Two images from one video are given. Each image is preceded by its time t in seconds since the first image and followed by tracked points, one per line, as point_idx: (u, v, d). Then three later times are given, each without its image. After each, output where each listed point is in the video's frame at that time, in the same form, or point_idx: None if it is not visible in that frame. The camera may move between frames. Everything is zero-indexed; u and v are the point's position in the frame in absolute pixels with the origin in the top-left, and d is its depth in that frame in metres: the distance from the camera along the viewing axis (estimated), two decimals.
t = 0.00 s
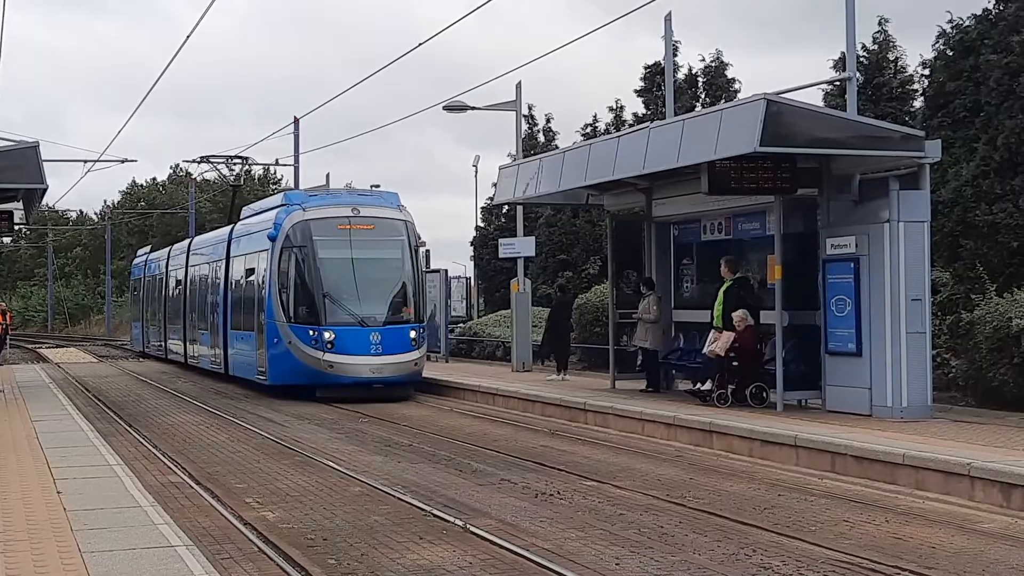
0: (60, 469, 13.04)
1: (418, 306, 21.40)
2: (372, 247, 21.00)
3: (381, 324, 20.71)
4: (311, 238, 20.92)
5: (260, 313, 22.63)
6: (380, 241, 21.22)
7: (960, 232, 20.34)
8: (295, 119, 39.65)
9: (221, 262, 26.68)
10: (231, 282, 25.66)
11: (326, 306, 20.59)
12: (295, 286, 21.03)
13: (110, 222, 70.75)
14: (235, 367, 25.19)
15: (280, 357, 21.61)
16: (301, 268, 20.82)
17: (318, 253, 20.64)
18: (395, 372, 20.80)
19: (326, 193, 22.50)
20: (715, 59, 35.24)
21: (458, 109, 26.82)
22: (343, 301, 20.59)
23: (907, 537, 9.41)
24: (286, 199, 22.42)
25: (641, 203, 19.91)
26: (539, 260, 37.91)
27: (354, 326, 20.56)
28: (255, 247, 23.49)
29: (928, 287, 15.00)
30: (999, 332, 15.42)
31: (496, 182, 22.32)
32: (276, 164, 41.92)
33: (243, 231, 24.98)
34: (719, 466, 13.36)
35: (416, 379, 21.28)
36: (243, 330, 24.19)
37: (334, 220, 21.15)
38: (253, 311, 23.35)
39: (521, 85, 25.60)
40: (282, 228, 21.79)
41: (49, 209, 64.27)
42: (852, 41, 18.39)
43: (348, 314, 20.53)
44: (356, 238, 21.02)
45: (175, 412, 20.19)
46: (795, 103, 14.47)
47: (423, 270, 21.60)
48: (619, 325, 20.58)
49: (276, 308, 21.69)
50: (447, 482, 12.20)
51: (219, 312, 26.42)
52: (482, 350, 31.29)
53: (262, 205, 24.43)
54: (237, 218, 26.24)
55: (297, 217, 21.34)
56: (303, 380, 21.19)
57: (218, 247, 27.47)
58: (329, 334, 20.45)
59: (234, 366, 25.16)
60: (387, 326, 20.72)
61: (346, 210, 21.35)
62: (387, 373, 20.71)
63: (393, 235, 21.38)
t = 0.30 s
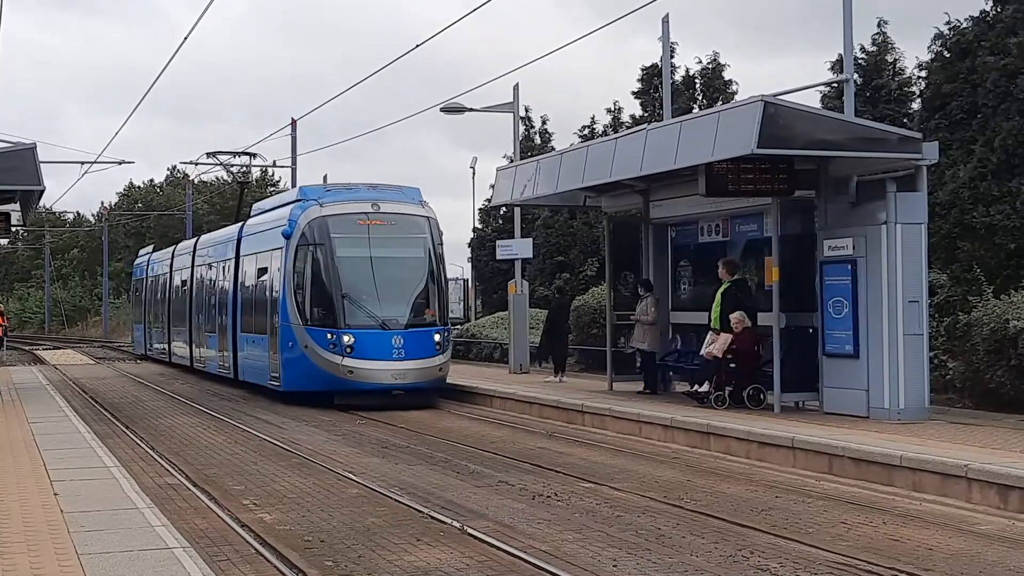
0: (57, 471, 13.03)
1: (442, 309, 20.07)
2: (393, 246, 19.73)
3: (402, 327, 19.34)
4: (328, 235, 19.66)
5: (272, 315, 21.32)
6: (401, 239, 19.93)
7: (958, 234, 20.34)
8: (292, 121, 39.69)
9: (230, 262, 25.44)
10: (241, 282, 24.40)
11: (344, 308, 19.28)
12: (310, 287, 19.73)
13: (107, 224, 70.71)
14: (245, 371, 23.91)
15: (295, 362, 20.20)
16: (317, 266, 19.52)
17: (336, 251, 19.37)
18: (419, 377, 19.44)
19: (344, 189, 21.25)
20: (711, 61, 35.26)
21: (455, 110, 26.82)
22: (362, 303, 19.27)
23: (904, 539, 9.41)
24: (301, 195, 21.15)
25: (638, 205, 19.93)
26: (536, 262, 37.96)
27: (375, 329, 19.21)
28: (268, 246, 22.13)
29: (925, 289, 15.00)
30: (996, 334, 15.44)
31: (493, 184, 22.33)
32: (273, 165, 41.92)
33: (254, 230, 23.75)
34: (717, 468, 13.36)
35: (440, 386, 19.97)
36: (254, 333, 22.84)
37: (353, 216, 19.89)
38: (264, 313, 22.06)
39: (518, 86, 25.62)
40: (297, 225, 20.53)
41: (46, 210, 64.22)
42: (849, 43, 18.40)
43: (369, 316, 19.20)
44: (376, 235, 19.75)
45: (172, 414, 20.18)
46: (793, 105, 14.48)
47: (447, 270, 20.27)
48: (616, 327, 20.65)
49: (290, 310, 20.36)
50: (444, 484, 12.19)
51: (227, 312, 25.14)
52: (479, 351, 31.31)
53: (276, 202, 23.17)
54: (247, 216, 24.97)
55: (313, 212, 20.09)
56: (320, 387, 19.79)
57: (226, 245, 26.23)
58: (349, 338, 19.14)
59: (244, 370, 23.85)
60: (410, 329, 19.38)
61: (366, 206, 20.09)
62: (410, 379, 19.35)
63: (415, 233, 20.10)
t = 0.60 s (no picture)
0: (53, 473, 13.02)
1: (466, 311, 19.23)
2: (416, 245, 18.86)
3: (427, 331, 18.51)
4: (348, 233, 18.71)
5: (286, 318, 20.34)
6: (424, 239, 19.08)
7: (954, 236, 20.37)
8: (289, 123, 39.75)
9: (239, 262, 24.51)
10: (252, 283, 23.44)
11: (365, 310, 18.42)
12: (328, 288, 18.81)
13: (104, 226, 70.66)
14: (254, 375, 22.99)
15: (311, 367, 19.22)
16: (337, 266, 18.59)
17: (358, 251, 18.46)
18: (444, 383, 18.59)
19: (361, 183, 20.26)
20: (708, 63, 35.29)
21: (452, 112, 26.82)
22: (384, 306, 18.39)
23: (901, 541, 9.41)
24: (317, 189, 20.13)
25: (635, 207, 19.94)
26: (532, 264, 37.98)
27: (398, 333, 18.32)
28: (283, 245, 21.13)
29: (922, 291, 15.02)
30: (992, 336, 15.45)
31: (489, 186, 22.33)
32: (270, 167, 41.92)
33: (266, 228, 22.77)
34: (713, 470, 13.37)
35: (464, 391, 19.15)
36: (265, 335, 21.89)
37: (373, 214, 18.97)
38: (278, 315, 21.09)
39: (515, 89, 25.64)
40: (313, 221, 19.53)
41: (42, 212, 64.17)
42: (846, 45, 18.41)
43: (391, 319, 18.33)
44: (396, 232, 18.90)
45: (169, 416, 20.16)
46: (789, 107, 14.49)
47: (470, 270, 19.44)
48: (613, 329, 20.69)
49: (304, 310, 19.38)
50: (441, 486, 12.18)
51: (237, 315, 24.19)
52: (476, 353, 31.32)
53: (290, 199, 22.20)
54: (257, 214, 24.01)
55: (331, 209, 19.10)
56: (340, 394, 18.83)
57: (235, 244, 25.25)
58: (369, 341, 18.27)
59: (253, 374, 22.93)
60: (434, 333, 18.54)
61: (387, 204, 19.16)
62: (435, 385, 18.50)
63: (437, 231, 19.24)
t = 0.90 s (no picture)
0: (49, 474, 13.02)
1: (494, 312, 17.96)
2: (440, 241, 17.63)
3: (452, 333, 17.25)
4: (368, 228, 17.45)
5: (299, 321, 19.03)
6: (449, 235, 17.82)
7: (949, 237, 20.41)
8: (285, 125, 39.78)
9: (249, 261, 23.42)
10: (262, 283, 22.30)
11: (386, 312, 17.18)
12: (345, 287, 17.54)
13: (99, 227, 70.63)
14: (263, 380, 21.81)
15: (327, 372, 17.91)
16: (356, 265, 17.33)
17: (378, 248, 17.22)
18: (472, 391, 17.30)
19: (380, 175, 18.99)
20: (705, 64, 35.33)
21: (448, 114, 26.81)
22: (408, 307, 17.16)
23: (896, 542, 9.42)
24: (334, 181, 18.87)
25: (631, 208, 19.96)
26: (529, 265, 37.91)
27: (423, 335, 17.07)
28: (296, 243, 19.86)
29: (917, 292, 15.06)
30: (988, 337, 15.48)
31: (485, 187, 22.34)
32: (266, 169, 41.94)
33: (278, 224, 21.51)
34: (709, 471, 13.38)
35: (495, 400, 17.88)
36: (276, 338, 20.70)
37: (394, 208, 17.71)
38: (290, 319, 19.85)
39: (511, 90, 25.65)
40: (329, 216, 18.27)
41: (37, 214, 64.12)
42: (842, 47, 18.43)
43: (415, 321, 17.09)
44: (418, 228, 17.62)
45: (165, 417, 20.15)
46: (783, 108, 14.50)
47: (498, 269, 18.19)
48: (608, 330, 20.53)
49: (320, 311, 18.08)
50: (436, 487, 12.19)
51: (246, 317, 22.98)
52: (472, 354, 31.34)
53: (303, 192, 20.89)
54: (268, 209, 22.76)
55: (349, 203, 17.85)
56: (360, 401, 17.50)
57: (237, 244, 24.86)
58: (392, 344, 17.04)
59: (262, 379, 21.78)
60: (460, 335, 17.29)
61: (410, 197, 17.91)
62: (462, 393, 17.20)
63: (463, 226, 17.97)
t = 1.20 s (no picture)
0: (41, 477, 12.98)
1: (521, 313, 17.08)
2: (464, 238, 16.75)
3: (479, 336, 16.40)
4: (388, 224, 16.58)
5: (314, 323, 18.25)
6: (474, 231, 16.94)
7: (943, 239, 20.44)
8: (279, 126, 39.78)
9: (252, 262, 22.92)
10: (270, 285, 21.60)
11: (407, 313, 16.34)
12: (364, 287, 16.71)
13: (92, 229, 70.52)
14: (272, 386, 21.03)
15: (345, 378, 17.11)
16: (376, 263, 16.48)
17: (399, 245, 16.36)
18: (501, 398, 16.41)
19: (399, 166, 18.08)
20: (699, 67, 35.38)
21: (441, 115, 26.81)
22: (431, 308, 16.30)
23: (890, 544, 9.43)
24: (351, 174, 17.98)
25: (624, 210, 19.96)
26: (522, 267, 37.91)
27: (449, 339, 16.21)
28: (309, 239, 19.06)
29: (910, 294, 15.10)
30: (980, 339, 15.52)
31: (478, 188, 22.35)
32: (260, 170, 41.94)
33: (288, 219, 20.71)
34: (702, 473, 13.38)
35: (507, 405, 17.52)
36: (285, 343, 20.00)
37: (415, 203, 16.84)
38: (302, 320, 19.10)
39: (504, 91, 25.65)
40: (345, 211, 17.41)
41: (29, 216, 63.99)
42: (834, 48, 18.46)
43: (438, 323, 16.23)
44: (440, 224, 16.75)
45: (157, 419, 20.11)
46: (776, 110, 14.52)
47: (526, 267, 17.31)
48: (602, 332, 20.54)
49: (337, 312, 17.27)
50: (430, 489, 12.17)
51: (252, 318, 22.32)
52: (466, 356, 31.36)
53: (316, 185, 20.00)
54: (279, 203, 21.90)
55: (367, 197, 16.97)
56: (382, 409, 16.67)
57: (238, 244, 24.65)
58: (414, 348, 16.20)
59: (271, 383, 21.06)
60: (487, 338, 16.42)
61: (432, 191, 17.02)
62: (490, 400, 16.34)
63: (487, 222, 17.09)
